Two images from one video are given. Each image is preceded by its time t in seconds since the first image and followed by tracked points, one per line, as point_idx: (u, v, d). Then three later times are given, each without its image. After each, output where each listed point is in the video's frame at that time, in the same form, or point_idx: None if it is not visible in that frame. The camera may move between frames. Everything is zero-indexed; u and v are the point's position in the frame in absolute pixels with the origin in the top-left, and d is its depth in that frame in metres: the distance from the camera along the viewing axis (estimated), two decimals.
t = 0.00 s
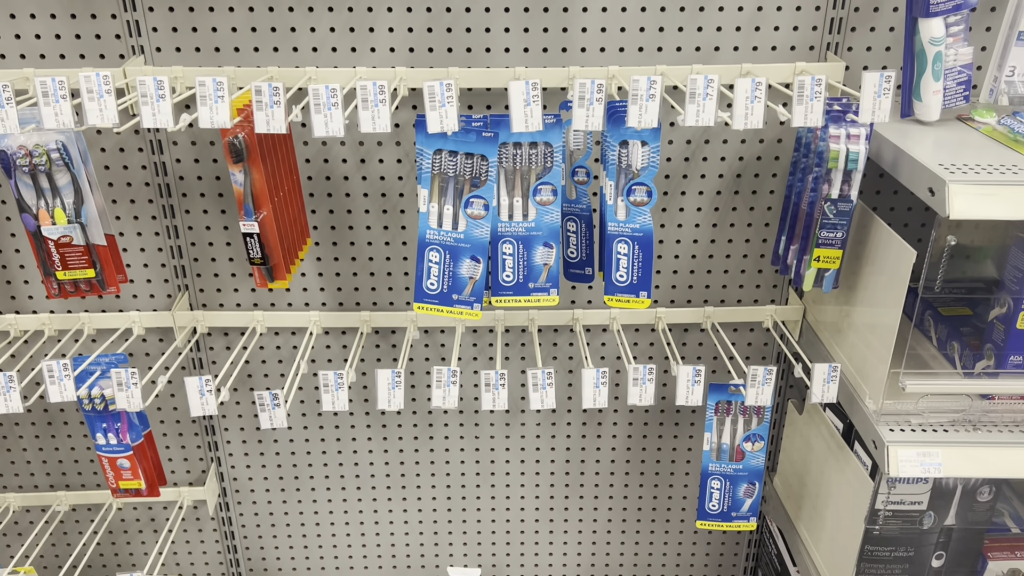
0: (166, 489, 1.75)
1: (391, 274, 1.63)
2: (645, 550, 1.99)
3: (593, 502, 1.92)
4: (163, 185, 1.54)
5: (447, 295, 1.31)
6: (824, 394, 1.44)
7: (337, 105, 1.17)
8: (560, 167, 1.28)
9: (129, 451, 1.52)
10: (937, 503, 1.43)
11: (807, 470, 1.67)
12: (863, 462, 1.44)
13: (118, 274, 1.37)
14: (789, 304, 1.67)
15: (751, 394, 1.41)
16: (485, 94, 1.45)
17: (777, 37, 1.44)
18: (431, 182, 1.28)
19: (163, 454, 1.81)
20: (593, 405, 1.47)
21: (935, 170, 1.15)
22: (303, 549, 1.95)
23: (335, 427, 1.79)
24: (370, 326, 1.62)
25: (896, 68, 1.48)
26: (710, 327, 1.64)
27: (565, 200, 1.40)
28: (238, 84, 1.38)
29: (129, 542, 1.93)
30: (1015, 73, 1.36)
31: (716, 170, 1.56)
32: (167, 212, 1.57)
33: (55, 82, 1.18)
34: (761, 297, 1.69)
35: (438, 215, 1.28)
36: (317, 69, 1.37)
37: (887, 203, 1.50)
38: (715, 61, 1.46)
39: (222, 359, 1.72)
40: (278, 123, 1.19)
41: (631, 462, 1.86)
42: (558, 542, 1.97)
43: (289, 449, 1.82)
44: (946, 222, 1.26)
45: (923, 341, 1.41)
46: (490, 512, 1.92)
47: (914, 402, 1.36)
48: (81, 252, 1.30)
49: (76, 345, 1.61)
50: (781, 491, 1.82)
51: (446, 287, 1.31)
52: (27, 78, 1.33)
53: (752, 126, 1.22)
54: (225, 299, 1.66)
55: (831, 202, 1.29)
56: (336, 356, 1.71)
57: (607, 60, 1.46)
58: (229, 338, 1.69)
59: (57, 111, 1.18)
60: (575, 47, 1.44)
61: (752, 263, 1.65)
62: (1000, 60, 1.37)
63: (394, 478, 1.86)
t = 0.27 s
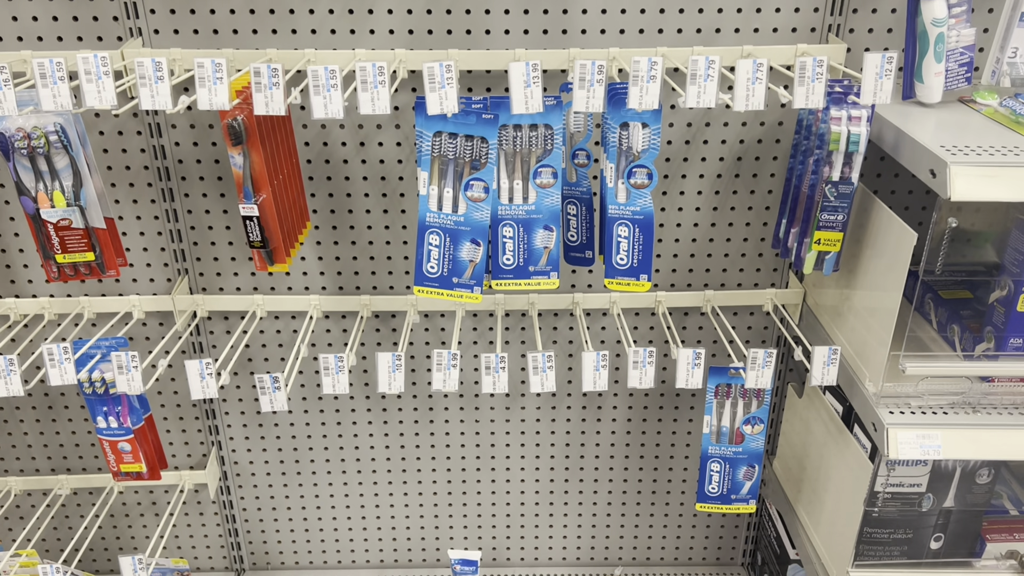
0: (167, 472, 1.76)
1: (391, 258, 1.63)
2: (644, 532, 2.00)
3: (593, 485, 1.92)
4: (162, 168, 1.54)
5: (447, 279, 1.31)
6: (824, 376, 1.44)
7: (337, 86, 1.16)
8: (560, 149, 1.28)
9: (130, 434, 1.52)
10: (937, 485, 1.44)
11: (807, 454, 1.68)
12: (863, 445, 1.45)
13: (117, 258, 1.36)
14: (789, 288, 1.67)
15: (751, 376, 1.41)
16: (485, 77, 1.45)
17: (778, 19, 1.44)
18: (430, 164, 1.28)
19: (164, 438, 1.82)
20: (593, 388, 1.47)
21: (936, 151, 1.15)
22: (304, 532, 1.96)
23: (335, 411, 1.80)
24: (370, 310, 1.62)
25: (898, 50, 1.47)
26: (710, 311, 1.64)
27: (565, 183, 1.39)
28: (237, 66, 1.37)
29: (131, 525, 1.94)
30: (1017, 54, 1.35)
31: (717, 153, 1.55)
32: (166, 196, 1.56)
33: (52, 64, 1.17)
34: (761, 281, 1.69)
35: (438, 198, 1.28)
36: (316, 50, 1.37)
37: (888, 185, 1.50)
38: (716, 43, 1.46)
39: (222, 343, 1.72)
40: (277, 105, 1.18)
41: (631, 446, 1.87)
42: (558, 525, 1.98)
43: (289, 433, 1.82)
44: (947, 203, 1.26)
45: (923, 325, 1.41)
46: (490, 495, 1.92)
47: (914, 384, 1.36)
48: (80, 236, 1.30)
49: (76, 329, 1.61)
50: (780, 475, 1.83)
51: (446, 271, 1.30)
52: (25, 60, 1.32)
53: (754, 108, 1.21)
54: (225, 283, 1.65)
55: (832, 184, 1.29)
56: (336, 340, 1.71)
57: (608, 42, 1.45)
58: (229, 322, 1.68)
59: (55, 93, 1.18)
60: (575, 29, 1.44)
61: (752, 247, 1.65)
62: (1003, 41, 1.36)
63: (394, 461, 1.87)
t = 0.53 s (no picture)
0: (168, 459, 1.76)
1: (391, 246, 1.63)
2: (644, 519, 2.01)
3: (593, 472, 1.93)
4: (162, 155, 1.54)
5: (448, 266, 1.31)
6: (824, 363, 1.45)
7: (337, 72, 1.16)
8: (561, 136, 1.28)
9: (131, 422, 1.52)
10: (935, 472, 1.44)
11: (806, 441, 1.68)
12: (863, 432, 1.46)
13: (117, 245, 1.36)
14: (789, 275, 1.67)
15: (751, 363, 1.41)
16: (485, 63, 1.44)
17: (779, 5, 1.43)
18: (430, 151, 1.28)
19: (165, 426, 1.82)
20: (594, 374, 1.47)
21: (937, 137, 1.15)
22: (305, 518, 1.97)
23: (336, 398, 1.80)
24: (370, 298, 1.62)
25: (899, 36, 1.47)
26: (710, 298, 1.64)
27: (566, 169, 1.39)
28: (237, 53, 1.37)
29: (132, 512, 1.95)
30: (1019, 40, 1.35)
31: (718, 140, 1.55)
32: (166, 183, 1.56)
33: (52, 50, 1.17)
34: (761, 268, 1.69)
35: (438, 184, 1.28)
36: (315, 37, 1.37)
37: (889, 172, 1.50)
38: (716, 29, 1.45)
39: (222, 330, 1.72)
40: (276, 91, 1.18)
41: (631, 433, 1.87)
42: (558, 512, 1.99)
43: (290, 420, 1.83)
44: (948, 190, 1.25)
45: (923, 312, 1.42)
46: (490, 482, 1.93)
47: (914, 370, 1.36)
48: (81, 222, 1.30)
49: (77, 316, 1.61)
50: (779, 461, 1.83)
51: (446, 258, 1.30)
52: (24, 46, 1.32)
53: (755, 94, 1.21)
54: (225, 271, 1.66)
55: (832, 171, 1.29)
56: (337, 328, 1.71)
57: (608, 29, 1.45)
58: (229, 310, 1.69)
59: (55, 79, 1.18)
60: (575, 15, 1.43)
61: (753, 234, 1.65)
62: (1004, 27, 1.35)
63: (395, 448, 1.87)
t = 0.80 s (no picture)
0: (169, 450, 1.76)
1: (392, 237, 1.63)
2: (644, 511, 2.01)
3: (594, 463, 1.93)
4: (162, 146, 1.53)
5: (449, 257, 1.31)
6: (824, 355, 1.45)
7: (338, 63, 1.15)
8: (563, 127, 1.28)
9: (133, 413, 1.52)
10: (936, 463, 1.45)
11: (807, 432, 1.69)
12: (863, 424, 1.46)
13: (118, 237, 1.36)
14: (791, 267, 1.67)
15: (751, 354, 1.41)
16: (485, 54, 1.44)
17: None
18: (431, 142, 1.28)
19: (166, 417, 1.83)
20: (595, 365, 1.48)
21: (939, 128, 1.15)
22: (306, 509, 1.97)
23: (337, 389, 1.80)
24: (371, 290, 1.61)
25: (901, 27, 1.46)
26: (712, 290, 1.64)
27: (568, 161, 1.39)
28: (237, 43, 1.37)
29: (133, 503, 1.95)
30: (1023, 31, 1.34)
31: (719, 131, 1.55)
32: (166, 174, 1.56)
33: (51, 40, 1.16)
34: (763, 260, 1.69)
35: (439, 175, 1.28)
36: (316, 27, 1.37)
37: (890, 164, 1.50)
38: (718, 20, 1.45)
39: (223, 322, 1.72)
40: (277, 82, 1.18)
41: (631, 424, 1.87)
42: (558, 503, 1.99)
43: (291, 411, 1.83)
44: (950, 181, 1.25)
45: (924, 304, 1.41)
46: (491, 473, 1.93)
47: (915, 362, 1.36)
48: (81, 213, 1.30)
49: (77, 307, 1.61)
50: (780, 453, 1.83)
51: (448, 249, 1.30)
52: (23, 36, 1.31)
53: (757, 85, 1.21)
54: (226, 262, 1.65)
55: (834, 162, 1.29)
56: (337, 319, 1.71)
57: (610, 19, 1.44)
58: (230, 301, 1.69)
59: (55, 70, 1.17)
60: (576, 5, 1.43)
61: (754, 225, 1.65)
62: (1007, 17, 1.34)
63: (396, 439, 1.87)
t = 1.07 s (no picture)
0: (170, 445, 1.76)
1: (393, 232, 1.62)
2: (645, 505, 2.01)
3: (595, 458, 1.93)
4: (162, 140, 1.52)
5: (450, 253, 1.31)
6: (827, 350, 1.45)
7: (338, 57, 1.14)
8: (565, 121, 1.27)
9: (133, 408, 1.52)
10: (938, 459, 1.45)
11: (808, 428, 1.68)
12: (866, 420, 1.45)
13: (118, 231, 1.35)
14: (793, 262, 1.66)
15: (754, 350, 1.41)
16: (487, 48, 1.43)
17: None
18: (433, 137, 1.27)
19: (167, 412, 1.82)
20: (596, 361, 1.47)
21: (944, 123, 1.14)
22: (307, 504, 1.97)
23: (337, 384, 1.80)
24: (372, 285, 1.61)
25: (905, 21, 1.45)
26: (714, 285, 1.64)
27: (570, 155, 1.38)
28: (237, 37, 1.36)
29: (134, 498, 1.95)
30: None
31: (722, 125, 1.54)
32: (166, 168, 1.55)
33: (51, 34, 1.15)
34: (765, 255, 1.68)
35: (441, 170, 1.27)
36: (316, 21, 1.36)
37: (894, 158, 1.49)
38: (721, 13, 1.44)
39: (224, 316, 1.72)
40: (278, 76, 1.17)
41: (633, 419, 1.87)
42: (559, 498, 1.99)
43: (292, 406, 1.82)
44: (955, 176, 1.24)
45: (927, 300, 1.39)
46: (492, 468, 1.93)
47: (918, 358, 1.35)
48: (80, 208, 1.29)
49: (78, 302, 1.60)
50: (781, 448, 1.83)
51: (449, 244, 1.30)
52: (22, 30, 1.31)
53: (760, 79, 1.20)
54: (226, 257, 1.65)
55: (837, 157, 1.28)
56: (338, 314, 1.70)
57: (612, 13, 1.43)
58: (231, 296, 1.68)
59: (54, 64, 1.16)
60: None
61: (756, 220, 1.64)
62: (1012, 11, 1.33)
63: (397, 434, 1.87)
